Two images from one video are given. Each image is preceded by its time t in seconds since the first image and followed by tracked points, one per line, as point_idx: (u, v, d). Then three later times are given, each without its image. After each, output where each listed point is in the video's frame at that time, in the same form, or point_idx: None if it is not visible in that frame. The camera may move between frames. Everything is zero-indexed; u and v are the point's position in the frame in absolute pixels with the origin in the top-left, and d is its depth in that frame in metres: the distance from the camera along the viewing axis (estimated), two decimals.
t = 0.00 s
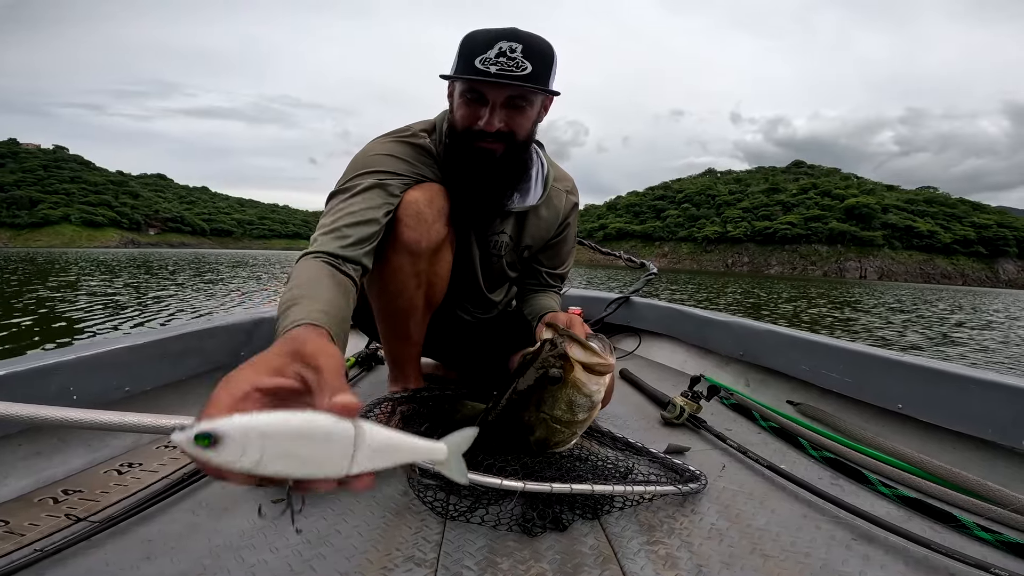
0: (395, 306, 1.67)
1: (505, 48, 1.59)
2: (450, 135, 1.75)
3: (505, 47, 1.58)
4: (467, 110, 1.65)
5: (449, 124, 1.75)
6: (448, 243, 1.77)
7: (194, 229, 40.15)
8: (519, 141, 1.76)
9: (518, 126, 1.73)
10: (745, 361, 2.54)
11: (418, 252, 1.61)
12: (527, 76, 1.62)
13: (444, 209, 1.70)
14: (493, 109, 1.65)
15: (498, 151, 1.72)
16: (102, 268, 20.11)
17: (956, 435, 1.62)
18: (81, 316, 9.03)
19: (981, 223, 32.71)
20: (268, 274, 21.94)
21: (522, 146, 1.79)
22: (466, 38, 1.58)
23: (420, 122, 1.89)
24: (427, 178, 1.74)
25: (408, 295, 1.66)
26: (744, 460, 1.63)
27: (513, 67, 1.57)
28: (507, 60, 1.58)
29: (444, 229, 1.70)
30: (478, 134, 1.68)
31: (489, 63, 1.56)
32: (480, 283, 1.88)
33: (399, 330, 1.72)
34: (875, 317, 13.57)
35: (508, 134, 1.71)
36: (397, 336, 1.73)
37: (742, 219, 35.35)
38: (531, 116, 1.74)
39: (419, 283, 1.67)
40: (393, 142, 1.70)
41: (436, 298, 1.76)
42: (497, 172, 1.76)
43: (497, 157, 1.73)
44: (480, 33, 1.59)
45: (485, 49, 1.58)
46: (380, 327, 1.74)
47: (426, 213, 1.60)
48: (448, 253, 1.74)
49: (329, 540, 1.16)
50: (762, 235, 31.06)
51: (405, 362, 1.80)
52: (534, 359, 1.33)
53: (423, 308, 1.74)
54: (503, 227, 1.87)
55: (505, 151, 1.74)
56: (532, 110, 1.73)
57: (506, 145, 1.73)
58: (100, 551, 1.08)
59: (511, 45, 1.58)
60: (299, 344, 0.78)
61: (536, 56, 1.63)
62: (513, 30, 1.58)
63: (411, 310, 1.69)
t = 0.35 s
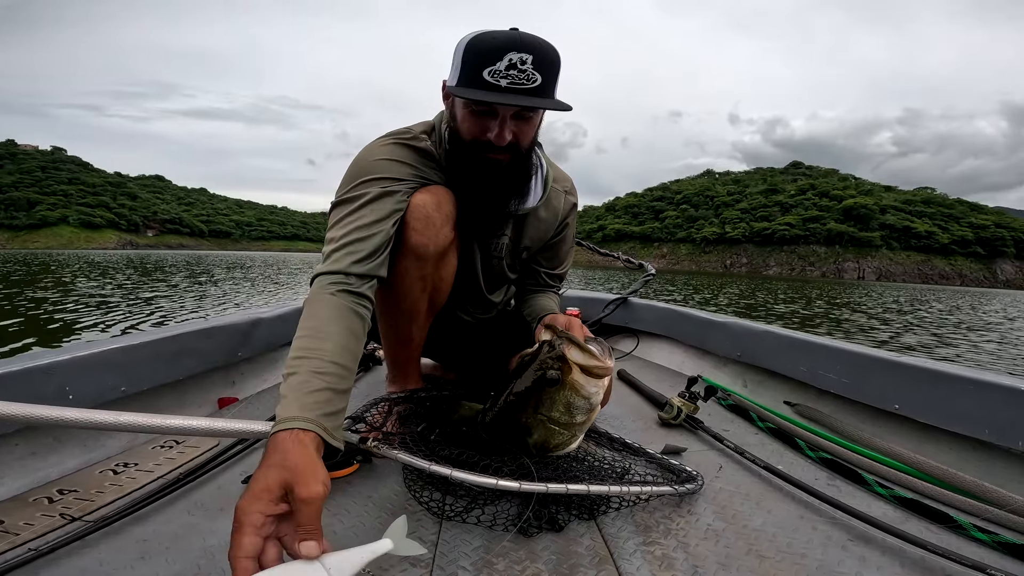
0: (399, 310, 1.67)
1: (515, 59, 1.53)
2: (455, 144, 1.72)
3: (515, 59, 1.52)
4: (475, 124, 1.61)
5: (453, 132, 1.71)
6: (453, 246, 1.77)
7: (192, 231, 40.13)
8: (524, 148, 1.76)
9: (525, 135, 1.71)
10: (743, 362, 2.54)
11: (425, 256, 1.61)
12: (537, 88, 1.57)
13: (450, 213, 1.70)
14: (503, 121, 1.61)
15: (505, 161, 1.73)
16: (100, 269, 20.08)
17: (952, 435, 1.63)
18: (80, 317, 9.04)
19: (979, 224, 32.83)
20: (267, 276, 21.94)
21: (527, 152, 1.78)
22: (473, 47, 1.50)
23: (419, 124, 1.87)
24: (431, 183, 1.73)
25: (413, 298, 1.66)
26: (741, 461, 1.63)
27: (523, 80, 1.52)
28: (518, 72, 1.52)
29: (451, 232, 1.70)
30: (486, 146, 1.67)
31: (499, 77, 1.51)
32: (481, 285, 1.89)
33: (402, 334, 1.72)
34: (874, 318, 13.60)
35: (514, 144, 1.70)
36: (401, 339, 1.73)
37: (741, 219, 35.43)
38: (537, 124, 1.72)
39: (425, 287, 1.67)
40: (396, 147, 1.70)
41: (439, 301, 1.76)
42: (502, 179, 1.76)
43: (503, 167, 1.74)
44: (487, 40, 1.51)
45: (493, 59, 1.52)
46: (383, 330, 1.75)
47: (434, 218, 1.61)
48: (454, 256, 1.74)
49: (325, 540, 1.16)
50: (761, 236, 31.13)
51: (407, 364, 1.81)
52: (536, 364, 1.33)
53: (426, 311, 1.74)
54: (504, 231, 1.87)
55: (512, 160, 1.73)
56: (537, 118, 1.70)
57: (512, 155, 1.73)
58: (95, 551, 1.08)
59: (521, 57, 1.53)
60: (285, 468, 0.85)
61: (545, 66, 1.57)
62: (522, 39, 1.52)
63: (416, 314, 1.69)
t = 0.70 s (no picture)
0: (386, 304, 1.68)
1: (521, 70, 1.50)
2: (452, 145, 1.70)
3: (520, 70, 1.50)
4: (475, 129, 1.59)
5: (452, 134, 1.70)
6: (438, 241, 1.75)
7: (190, 232, 40.12)
8: (522, 154, 1.73)
9: (524, 142, 1.69)
10: (740, 362, 2.54)
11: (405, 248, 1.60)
12: (540, 100, 1.55)
13: (433, 207, 1.68)
14: (502, 130, 1.58)
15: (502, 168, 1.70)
16: (99, 271, 20.10)
17: (949, 435, 1.63)
18: (80, 319, 9.05)
19: (976, 225, 32.96)
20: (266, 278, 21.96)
21: (525, 158, 1.76)
22: (479, 56, 1.48)
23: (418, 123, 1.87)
24: (419, 178, 1.72)
25: (397, 291, 1.66)
26: (738, 461, 1.63)
27: (527, 91, 1.51)
28: (521, 84, 1.51)
29: (434, 226, 1.68)
30: (483, 150, 1.64)
31: (503, 88, 1.50)
32: (474, 285, 1.89)
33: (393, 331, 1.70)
34: (872, 318, 13.64)
35: (513, 151, 1.68)
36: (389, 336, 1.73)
37: (739, 220, 35.48)
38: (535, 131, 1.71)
39: (408, 280, 1.66)
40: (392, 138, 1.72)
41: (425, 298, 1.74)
42: (499, 184, 1.73)
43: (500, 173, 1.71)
44: (494, 49, 1.48)
45: (499, 68, 1.49)
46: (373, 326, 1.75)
47: (413, 210, 1.59)
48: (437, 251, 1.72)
49: (321, 541, 1.16)
50: (759, 237, 31.17)
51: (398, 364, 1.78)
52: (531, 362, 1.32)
53: (414, 306, 1.73)
54: (502, 231, 1.86)
55: (509, 165, 1.71)
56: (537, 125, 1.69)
57: (509, 160, 1.70)
58: (90, 551, 1.08)
59: (526, 68, 1.50)
60: (485, 351, 1.16)
61: (548, 77, 1.56)
62: (529, 50, 1.50)
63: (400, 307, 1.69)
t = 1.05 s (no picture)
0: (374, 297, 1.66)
1: (532, 91, 1.52)
2: (449, 151, 1.68)
3: (532, 90, 1.51)
4: (477, 137, 1.57)
5: (450, 139, 1.67)
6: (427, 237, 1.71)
7: (188, 234, 40.09)
8: (517, 165, 1.72)
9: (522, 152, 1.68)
10: (737, 364, 2.55)
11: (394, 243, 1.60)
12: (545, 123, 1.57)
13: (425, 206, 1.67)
14: (506, 141, 1.56)
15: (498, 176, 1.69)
16: (98, 273, 20.13)
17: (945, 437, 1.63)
18: (79, 321, 9.05)
19: (973, 225, 33.05)
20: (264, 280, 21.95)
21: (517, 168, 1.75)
22: (492, 69, 1.48)
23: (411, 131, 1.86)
24: (410, 181, 1.70)
25: (385, 285, 1.64)
26: (734, 463, 1.64)
27: (534, 111, 1.52)
28: (532, 103, 1.52)
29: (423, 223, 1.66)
30: (482, 157, 1.62)
31: (516, 104, 1.49)
32: (471, 284, 1.91)
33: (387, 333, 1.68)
34: (870, 318, 13.68)
35: (511, 163, 1.67)
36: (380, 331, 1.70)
37: (738, 221, 35.54)
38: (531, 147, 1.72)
39: (397, 274, 1.64)
40: (391, 145, 1.72)
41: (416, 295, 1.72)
42: (494, 188, 1.73)
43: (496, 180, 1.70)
44: (508, 65, 1.48)
45: (511, 85, 1.49)
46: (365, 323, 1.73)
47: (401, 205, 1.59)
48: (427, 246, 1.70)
49: (318, 543, 1.16)
50: (758, 237, 31.23)
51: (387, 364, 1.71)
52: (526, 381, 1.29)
53: (405, 299, 1.71)
54: (499, 228, 1.91)
55: (505, 173, 1.69)
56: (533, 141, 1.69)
57: (505, 170, 1.69)
58: (88, 554, 1.08)
59: (538, 90, 1.52)
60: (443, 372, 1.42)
61: (553, 102, 1.59)
62: (542, 73, 1.52)
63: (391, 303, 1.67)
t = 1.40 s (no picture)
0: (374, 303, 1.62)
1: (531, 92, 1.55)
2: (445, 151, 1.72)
3: (531, 91, 1.55)
4: (479, 136, 1.61)
5: (447, 139, 1.69)
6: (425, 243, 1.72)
7: (186, 236, 40.06)
8: (510, 163, 1.77)
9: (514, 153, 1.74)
10: (732, 367, 2.56)
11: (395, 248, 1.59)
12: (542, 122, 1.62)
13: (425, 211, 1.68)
14: (504, 139, 1.60)
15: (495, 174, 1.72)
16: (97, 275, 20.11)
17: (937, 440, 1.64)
18: (77, 324, 9.05)
19: (971, 225, 33.14)
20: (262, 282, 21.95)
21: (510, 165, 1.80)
22: (495, 70, 1.50)
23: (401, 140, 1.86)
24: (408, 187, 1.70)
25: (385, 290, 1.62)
26: (728, 467, 1.65)
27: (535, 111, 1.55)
28: (532, 104, 1.55)
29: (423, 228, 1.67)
30: (478, 155, 1.66)
31: (518, 104, 1.52)
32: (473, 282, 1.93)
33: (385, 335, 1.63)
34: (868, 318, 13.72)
35: (507, 161, 1.71)
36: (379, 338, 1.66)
37: (736, 222, 35.60)
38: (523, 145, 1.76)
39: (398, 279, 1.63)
40: (381, 156, 1.71)
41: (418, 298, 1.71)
42: (490, 186, 1.76)
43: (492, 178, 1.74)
44: (510, 67, 1.51)
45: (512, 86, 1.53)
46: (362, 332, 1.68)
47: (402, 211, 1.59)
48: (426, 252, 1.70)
49: (312, 549, 1.17)
50: (756, 238, 31.27)
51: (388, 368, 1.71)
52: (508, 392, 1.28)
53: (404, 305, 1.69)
54: (494, 223, 1.94)
55: (501, 172, 1.73)
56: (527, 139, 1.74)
57: (501, 168, 1.73)
58: (83, 559, 1.08)
59: (536, 90, 1.56)
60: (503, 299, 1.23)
61: (547, 101, 1.63)
62: (538, 77, 1.57)
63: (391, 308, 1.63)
